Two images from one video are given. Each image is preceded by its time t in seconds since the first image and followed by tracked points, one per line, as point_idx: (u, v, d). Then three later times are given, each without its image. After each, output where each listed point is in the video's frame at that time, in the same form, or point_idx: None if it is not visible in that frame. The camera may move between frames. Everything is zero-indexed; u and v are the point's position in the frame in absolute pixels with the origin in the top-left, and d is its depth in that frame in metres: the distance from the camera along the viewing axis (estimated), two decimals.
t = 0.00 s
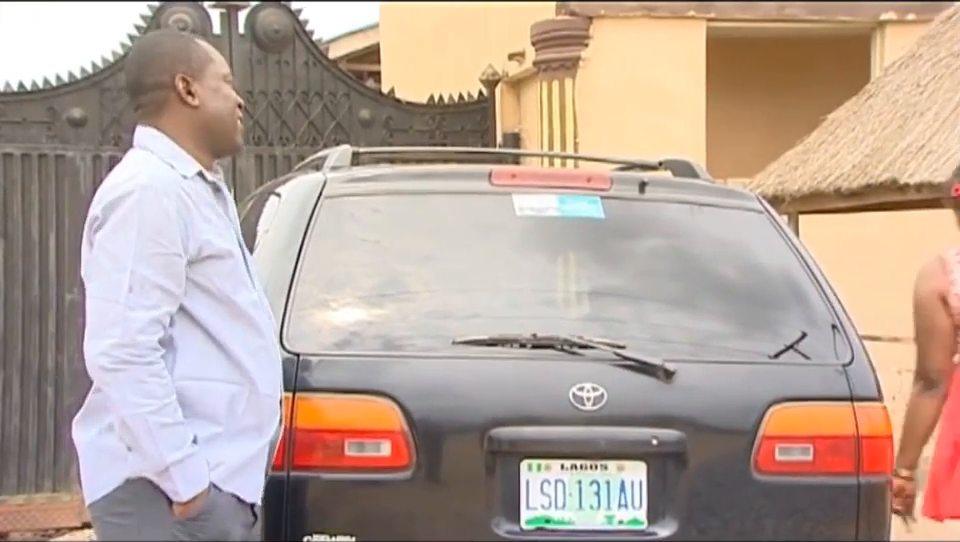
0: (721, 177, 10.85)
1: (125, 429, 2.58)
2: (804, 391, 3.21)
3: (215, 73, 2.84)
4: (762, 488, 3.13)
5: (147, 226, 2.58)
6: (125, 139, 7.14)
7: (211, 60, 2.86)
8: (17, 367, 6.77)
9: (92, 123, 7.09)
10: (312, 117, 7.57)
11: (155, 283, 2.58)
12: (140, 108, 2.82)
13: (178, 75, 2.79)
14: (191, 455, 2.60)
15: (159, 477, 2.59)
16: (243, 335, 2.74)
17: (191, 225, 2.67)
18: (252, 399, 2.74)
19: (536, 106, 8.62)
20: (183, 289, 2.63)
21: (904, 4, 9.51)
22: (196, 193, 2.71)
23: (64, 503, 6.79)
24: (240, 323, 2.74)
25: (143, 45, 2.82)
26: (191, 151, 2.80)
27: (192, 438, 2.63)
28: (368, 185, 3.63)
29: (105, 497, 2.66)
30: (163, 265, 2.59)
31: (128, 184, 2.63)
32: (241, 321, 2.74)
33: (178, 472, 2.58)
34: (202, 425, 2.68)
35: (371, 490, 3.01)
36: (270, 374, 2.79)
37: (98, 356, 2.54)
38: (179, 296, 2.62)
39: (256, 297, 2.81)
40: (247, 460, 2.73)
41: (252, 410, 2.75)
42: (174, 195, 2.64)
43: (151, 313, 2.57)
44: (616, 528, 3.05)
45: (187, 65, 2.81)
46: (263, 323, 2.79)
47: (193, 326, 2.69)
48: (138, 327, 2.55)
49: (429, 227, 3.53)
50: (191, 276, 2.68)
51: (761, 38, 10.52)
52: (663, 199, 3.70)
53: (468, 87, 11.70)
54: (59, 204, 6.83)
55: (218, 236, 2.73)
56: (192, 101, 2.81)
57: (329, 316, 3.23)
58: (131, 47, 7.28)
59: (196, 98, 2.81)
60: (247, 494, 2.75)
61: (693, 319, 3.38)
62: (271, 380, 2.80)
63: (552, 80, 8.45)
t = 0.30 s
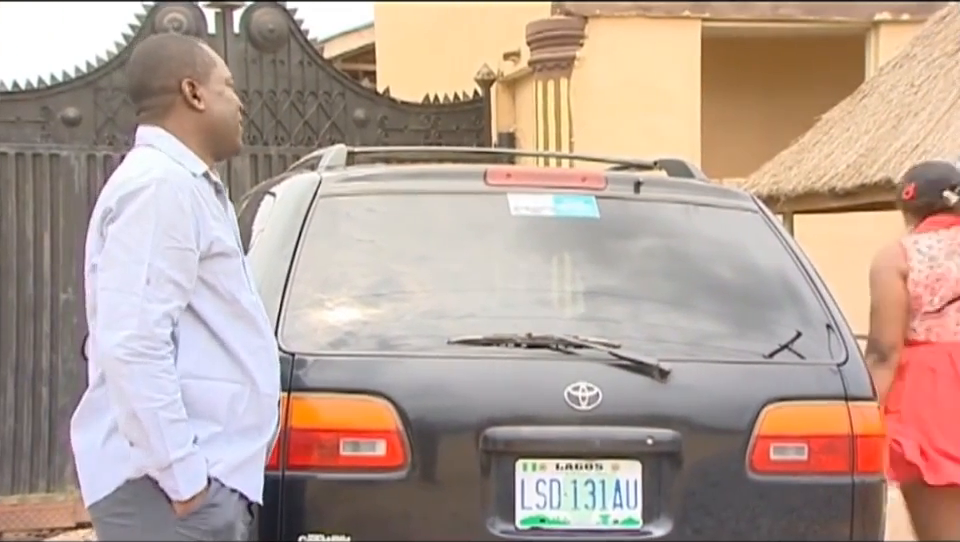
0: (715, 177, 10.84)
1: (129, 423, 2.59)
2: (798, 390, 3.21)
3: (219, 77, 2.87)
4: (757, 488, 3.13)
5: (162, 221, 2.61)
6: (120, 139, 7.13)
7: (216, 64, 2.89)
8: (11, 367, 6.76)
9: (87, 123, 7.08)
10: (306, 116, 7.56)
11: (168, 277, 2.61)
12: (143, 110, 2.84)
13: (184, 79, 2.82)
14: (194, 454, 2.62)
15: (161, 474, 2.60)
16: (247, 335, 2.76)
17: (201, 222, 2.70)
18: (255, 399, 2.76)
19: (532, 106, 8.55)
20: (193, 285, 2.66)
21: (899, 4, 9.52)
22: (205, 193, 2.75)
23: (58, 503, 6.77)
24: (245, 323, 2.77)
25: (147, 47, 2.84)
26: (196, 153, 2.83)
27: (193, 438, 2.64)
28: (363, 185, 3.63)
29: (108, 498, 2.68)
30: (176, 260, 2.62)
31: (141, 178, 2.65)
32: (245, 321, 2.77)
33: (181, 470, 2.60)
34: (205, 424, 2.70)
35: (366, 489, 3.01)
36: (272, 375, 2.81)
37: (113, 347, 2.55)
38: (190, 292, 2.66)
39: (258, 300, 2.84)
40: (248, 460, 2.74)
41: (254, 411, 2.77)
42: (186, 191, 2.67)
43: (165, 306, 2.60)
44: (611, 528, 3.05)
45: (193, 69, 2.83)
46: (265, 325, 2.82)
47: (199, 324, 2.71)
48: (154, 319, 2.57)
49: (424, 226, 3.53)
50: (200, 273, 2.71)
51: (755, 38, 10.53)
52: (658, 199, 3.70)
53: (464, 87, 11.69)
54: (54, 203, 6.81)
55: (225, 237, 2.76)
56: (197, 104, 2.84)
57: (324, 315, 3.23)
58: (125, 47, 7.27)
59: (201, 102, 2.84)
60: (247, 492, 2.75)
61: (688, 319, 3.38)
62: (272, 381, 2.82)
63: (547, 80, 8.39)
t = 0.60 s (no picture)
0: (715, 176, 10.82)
1: (125, 416, 2.59)
2: (799, 390, 3.21)
3: (223, 79, 2.87)
4: (757, 487, 3.13)
5: (161, 215, 2.61)
6: (120, 139, 7.13)
7: (219, 64, 2.88)
8: (12, 367, 6.76)
9: (86, 123, 7.08)
10: (307, 116, 7.56)
11: (167, 272, 2.61)
12: (149, 112, 2.85)
13: (185, 81, 2.82)
14: (191, 448, 2.61)
15: (157, 469, 2.60)
16: (246, 333, 2.76)
17: (204, 218, 2.69)
18: (252, 398, 2.76)
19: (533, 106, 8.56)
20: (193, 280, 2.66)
21: (899, 4, 9.52)
22: (208, 190, 2.75)
23: (58, 503, 6.78)
24: (245, 321, 2.77)
25: (151, 49, 2.85)
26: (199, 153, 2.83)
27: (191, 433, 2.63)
28: (363, 185, 3.62)
29: (105, 494, 2.69)
30: (175, 255, 2.62)
31: (143, 174, 2.66)
32: (246, 320, 2.77)
33: (176, 464, 2.59)
34: (202, 421, 2.70)
35: (366, 489, 3.01)
36: (272, 374, 2.81)
37: (109, 339, 2.56)
38: (190, 287, 2.65)
39: (260, 299, 2.84)
40: (243, 459, 2.74)
41: (252, 409, 2.76)
42: (188, 187, 2.67)
43: (162, 300, 2.60)
44: (611, 527, 3.05)
45: (194, 70, 2.83)
46: (267, 324, 2.82)
47: (199, 320, 2.71)
48: (149, 314, 2.57)
49: (424, 226, 3.53)
50: (201, 268, 2.71)
51: (754, 38, 10.53)
52: (657, 199, 3.70)
53: (464, 87, 11.72)
54: (54, 204, 6.81)
55: (228, 234, 2.76)
56: (198, 106, 2.84)
57: (324, 315, 3.23)
58: (125, 47, 7.26)
59: (202, 103, 2.84)
60: (240, 492, 2.75)
61: (687, 319, 3.38)
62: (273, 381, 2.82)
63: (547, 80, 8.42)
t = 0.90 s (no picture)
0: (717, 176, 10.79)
1: (121, 413, 2.62)
2: (801, 391, 3.21)
3: (217, 91, 2.85)
4: (760, 488, 3.13)
5: (156, 214, 2.64)
6: (124, 139, 7.13)
7: (219, 76, 2.86)
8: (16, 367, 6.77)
9: (90, 123, 7.08)
10: (310, 116, 7.57)
11: (164, 269, 2.63)
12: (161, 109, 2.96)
13: (178, 86, 2.87)
14: (182, 449, 2.63)
15: (150, 468, 2.63)
16: (245, 332, 2.77)
17: (201, 216, 2.71)
18: (250, 396, 2.76)
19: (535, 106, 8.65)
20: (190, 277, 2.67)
21: (902, 4, 9.51)
22: (207, 189, 2.75)
23: (62, 502, 6.80)
24: (245, 319, 2.77)
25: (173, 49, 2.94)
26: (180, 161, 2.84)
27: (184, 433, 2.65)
28: (366, 185, 3.62)
29: (105, 493, 2.71)
30: (171, 252, 2.64)
31: (140, 173, 2.68)
32: (246, 318, 2.77)
33: (166, 465, 2.62)
34: (200, 419, 2.71)
35: (369, 489, 3.01)
36: (273, 374, 2.81)
37: (104, 336, 2.59)
38: (188, 284, 2.67)
39: (263, 297, 2.84)
40: (240, 459, 2.74)
41: (251, 408, 2.77)
42: (184, 185, 2.68)
43: (160, 297, 2.62)
44: (614, 528, 3.05)
45: (190, 78, 2.86)
46: (269, 323, 2.82)
47: (199, 318, 2.73)
48: (145, 311, 2.60)
49: (427, 226, 3.53)
50: (198, 265, 2.73)
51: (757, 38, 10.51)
52: (660, 199, 3.70)
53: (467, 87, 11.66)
54: (57, 204, 6.81)
55: (227, 232, 2.77)
56: (185, 113, 2.86)
57: (327, 315, 3.23)
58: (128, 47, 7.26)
59: (189, 111, 2.86)
60: (239, 492, 2.77)
61: (690, 319, 3.38)
62: (274, 380, 2.81)
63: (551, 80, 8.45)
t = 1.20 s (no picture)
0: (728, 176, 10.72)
1: (119, 425, 2.66)
2: (813, 391, 3.20)
3: (190, 92, 2.85)
4: (772, 488, 3.13)
5: (136, 226, 2.65)
6: (136, 140, 7.15)
7: (188, 75, 2.86)
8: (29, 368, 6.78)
9: (102, 124, 7.09)
10: (321, 117, 7.57)
11: (148, 280, 2.64)
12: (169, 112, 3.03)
13: (162, 91, 2.91)
14: (182, 454, 2.64)
15: (153, 475, 2.65)
16: (243, 332, 2.76)
17: (184, 222, 2.71)
18: (251, 397, 2.75)
19: (546, 106, 8.63)
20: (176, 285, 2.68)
21: (915, 4, 9.48)
22: (193, 193, 2.75)
23: (74, 502, 6.83)
24: (242, 319, 2.76)
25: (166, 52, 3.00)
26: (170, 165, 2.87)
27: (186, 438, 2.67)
28: (378, 186, 3.63)
29: (118, 496, 2.76)
30: (153, 262, 2.65)
31: (123, 187, 2.71)
32: (244, 318, 2.76)
33: (167, 471, 2.63)
34: (202, 422, 2.72)
35: (380, 489, 3.01)
36: (274, 372, 2.79)
37: (92, 351, 2.64)
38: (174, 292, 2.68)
39: (268, 294, 2.82)
40: (248, 460, 2.75)
41: (253, 409, 2.76)
42: (163, 194, 2.69)
43: (144, 309, 2.64)
44: (625, 528, 3.05)
45: (169, 81, 2.89)
46: (269, 321, 2.80)
47: (193, 323, 2.73)
48: (127, 324, 2.62)
49: (438, 227, 3.53)
50: (187, 271, 2.73)
51: (767, 38, 10.49)
52: (671, 199, 3.71)
53: (478, 87, 11.70)
54: (71, 204, 6.84)
55: (218, 233, 2.75)
56: (170, 117, 2.90)
57: (339, 315, 3.24)
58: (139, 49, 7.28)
59: (171, 114, 2.89)
60: (252, 494, 2.77)
61: (701, 319, 3.37)
62: (275, 378, 2.79)
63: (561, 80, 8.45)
